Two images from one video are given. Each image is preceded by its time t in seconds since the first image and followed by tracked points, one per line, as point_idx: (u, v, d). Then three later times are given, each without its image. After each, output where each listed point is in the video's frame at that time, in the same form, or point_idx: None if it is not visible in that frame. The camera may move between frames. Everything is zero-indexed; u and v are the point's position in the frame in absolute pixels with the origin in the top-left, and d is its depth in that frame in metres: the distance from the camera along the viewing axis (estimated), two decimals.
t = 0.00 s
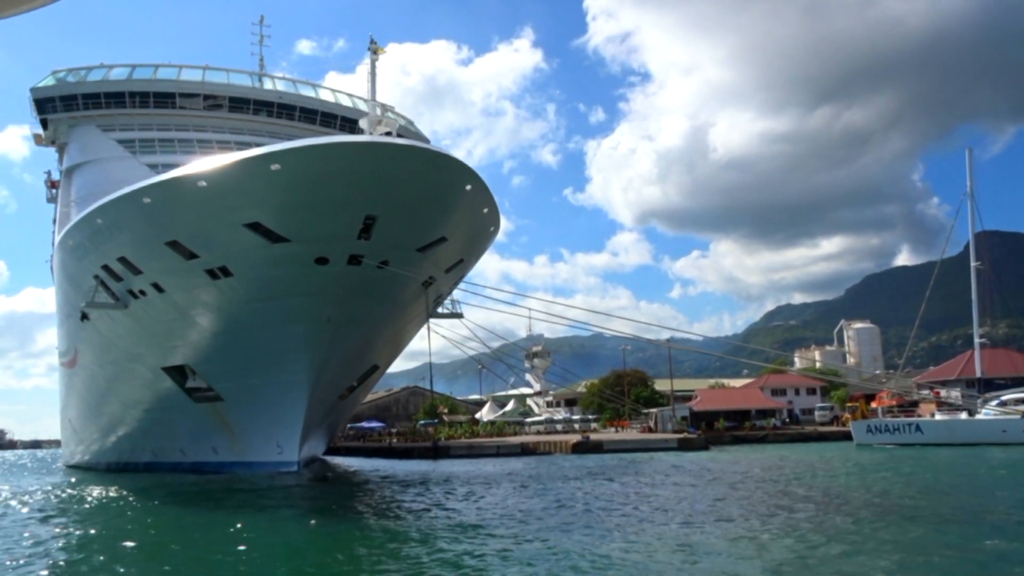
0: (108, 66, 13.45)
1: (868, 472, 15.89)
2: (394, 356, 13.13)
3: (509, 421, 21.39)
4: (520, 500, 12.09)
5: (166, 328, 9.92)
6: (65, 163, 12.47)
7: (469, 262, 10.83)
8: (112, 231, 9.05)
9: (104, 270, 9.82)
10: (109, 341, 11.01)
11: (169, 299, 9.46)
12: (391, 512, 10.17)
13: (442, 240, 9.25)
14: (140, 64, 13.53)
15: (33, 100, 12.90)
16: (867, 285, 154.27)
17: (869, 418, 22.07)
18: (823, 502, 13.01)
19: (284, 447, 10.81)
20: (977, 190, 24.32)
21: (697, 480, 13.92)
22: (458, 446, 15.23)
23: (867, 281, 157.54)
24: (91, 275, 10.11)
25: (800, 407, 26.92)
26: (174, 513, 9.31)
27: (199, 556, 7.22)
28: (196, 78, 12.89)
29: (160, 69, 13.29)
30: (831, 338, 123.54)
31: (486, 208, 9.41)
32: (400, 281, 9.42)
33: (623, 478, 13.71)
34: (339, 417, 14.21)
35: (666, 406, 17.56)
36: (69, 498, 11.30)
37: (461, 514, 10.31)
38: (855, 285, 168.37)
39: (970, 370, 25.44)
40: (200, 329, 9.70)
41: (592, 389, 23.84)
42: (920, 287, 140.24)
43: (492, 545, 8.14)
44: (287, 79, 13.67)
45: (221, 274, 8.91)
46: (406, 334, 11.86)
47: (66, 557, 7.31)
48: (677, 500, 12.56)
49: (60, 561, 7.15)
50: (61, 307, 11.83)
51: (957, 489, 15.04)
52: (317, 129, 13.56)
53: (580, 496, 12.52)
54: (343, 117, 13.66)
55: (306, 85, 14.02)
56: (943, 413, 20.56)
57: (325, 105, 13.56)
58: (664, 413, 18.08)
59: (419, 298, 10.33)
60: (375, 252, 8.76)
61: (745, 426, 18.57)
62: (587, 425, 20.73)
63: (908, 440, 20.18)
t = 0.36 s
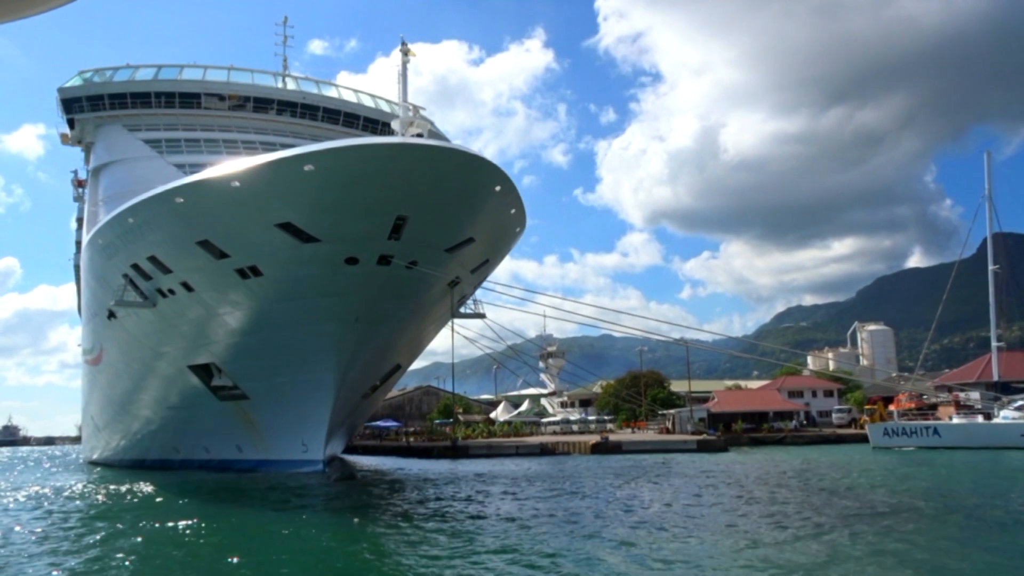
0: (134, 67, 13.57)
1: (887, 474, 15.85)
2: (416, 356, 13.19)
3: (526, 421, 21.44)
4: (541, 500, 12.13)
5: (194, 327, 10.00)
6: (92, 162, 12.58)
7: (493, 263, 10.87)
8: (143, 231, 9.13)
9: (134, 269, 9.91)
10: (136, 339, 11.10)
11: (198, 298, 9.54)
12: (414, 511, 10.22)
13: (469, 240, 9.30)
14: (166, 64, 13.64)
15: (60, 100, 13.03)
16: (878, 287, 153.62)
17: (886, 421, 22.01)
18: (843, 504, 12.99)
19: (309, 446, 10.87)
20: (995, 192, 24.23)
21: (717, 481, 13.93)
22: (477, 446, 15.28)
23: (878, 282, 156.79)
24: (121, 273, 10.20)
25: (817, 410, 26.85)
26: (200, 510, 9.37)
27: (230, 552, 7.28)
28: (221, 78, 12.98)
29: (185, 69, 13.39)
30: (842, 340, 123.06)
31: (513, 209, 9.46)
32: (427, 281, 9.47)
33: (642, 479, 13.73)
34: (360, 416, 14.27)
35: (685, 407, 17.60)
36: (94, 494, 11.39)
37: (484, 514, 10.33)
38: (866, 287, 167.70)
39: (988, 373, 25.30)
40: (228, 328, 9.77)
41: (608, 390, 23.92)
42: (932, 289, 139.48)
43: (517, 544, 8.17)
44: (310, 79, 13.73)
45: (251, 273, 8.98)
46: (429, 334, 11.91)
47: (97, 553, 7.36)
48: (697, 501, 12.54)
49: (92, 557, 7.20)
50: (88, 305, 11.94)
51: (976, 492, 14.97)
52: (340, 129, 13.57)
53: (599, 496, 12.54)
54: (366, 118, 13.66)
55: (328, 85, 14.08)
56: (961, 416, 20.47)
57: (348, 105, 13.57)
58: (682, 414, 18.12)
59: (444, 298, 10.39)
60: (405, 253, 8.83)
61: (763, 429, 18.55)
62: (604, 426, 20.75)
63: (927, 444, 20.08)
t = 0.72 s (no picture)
0: (157, 69, 13.67)
1: (905, 476, 15.79)
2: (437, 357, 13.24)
3: (542, 423, 21.49)
4: (561, 500, 12.14)
5: (220, 329, 10.07)
6: (116, 165, 12.69)
7: (517, 265, 10.91)
8: (172, 233, 9.22)
9: (161, 271, 10.00)
10: (160, 340, 11.18)
11: (225, 299, 9.60)
12: (436, 510, 10.24)
13: (496, 243, 9.35)
14: (188, 67, 13.73)
15: (84, 102, 13.15)
16: (888, 289, 153.04)
17: (902, 424, 21.95)
18: (863, 505, 12.94)
19: (333, 447, 10.93)
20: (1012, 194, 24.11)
21: (735, 483, 13.92)
22: (496, 448, 15.31)
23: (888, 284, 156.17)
24: (147, 275, 10.29)
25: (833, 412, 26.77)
26: (223, 509, 9.41)
27: (258, 550, 7.33)
28: (243, 81, 13.07)
29: (208, 72, 13.49)
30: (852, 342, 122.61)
31: (538, 212, 9.50)
32: (453, 283, 9.52)
33: (661, 480, 13.73)
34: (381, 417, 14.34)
35: (702, 409, 17.61)
36: (117, 493, 11.46)
37: (507, 514, 10.35)
38: (876, 289, 167.03)
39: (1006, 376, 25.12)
40: (252, 329, 9.82)
41: (623, 392, 23.95)
42: (943, 291, 138.81)
43: (543, 543, 8.18)
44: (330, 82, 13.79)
45: (279, 275, 9.04)
46: (451, 336, 11.96)
47: (125, 551, 7.41)
48: (717, 503, 12.52)
49: (119, 555, 7.25)
50: (113, 305, 12.05)
51: (997, 494, 14.89)
52: (360, 132, 13.53)
53: (618, 498, 12.56)
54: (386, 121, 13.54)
55: (350, 89, 14.08)
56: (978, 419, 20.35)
57: (368, 107, 13.50)
58: (699, 417, 18.12)
59: (468, 300, 10.44)
60: (432, 255, 8.88)
61: (781, 431, 18.54)
62: (620, 428, 20.75)
63: (944, 447, 20.01)
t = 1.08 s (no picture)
0: (176, 73, 13.74)
1: (921, 481, 15.75)
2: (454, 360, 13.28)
3: (554, 426, 21.51)
4: (578, 503, 12.16)
5: (242, 331, 10.10)
6: (136, 167, 12.75)
7: (538, 268, 10.95)
8: (197, 236, 9.27)
9: (184, 273, 10.05)
10: (182, 342, 11.23)
11: (248, 302, 9.64)
12: (455, 513, 10.27)
13: (519, 247, 9.40)
14: (206, 70, 13.78)
15: (104, 105, 13.22)
16: (894, 293, 152.69)
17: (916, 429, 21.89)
18: (881, 511, 12.91)
19: (353, 449, 10.98)
20: None
21: (751, 487, 13.91)
22: (510, 451, 15.33)
23: (894, 288, 155.80)
24: (170, 277, 10.34)
25: (845, 417, 26.73)
26: (244, 510, 9.44)
27: (284, 550, 7.36)
28: (261, 84, 13.12)
29: (226, 75, 13.55)
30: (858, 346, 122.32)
31: (561, 216, 9.54)
32: (477, 286, 9.57)
33: (676, 485, 13.74)
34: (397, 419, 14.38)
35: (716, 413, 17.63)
36: (137, 493, 11.51)
37: (527, 516, 10.37)
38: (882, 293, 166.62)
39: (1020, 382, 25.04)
40: (275, 331, 9.87)
41: (634, 394, 23.98)
42: (949, 295, 138.43)
43: (566, 545, 8.20)
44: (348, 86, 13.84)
45: (303, 278, 9.08)
46: (470, 339, 12.00)
47: (151, 550, 7.44)
48: (733, 507, 12.52)
49: (146, 553, 7.29)
50: (133, 307, 12.11)
51: (1013, 499, 14.84)
52: (377, 135, 13.55)
53: (634, 501, 12.57)
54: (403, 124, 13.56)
55: (367, 92, 14.10)
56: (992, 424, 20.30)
57: (385, 110, 13.52)
58: (713, 421, 18.14)
59: (489, 304, 10.49)
60: (457, 259, 8.93)
61: (795, 435, 18.55)
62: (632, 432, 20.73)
63: (958, 452, 19.95)
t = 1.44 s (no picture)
0: (191, 76, 13.80)
1: (931, 487, 15.76)
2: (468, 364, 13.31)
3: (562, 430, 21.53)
4: (592, 506, 12.18)
5: (259, 334, 10.14)
6: (152, 170, 12.80)
7: (554, 272, 10.99)
8: (217, 239, 9.30)
9: (202, 276, 10.09)
10: (198, 345, 11.26)
11: (267, 305, 9.67)
12: (471, 515, 10.29)
13: (538, 251, 9.43)
14: (221, 74, 13.84)
15: (120, 108, 13.27)
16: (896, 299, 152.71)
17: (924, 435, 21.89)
18: (892, 515, 12.93)
19: (369, 453, 11.01)
20: None
21: (763, 492, 13.94)
22: (522, 455, 15.37)
23: (896, 293, 155.84)
24: (188, 280, 10.38)
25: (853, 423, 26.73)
26: (261, 511, 9.47)
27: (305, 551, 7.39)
28: (276, 88, 13.18)
29: (241, 79, 13.61)
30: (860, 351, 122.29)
31: (580, 221, 9.58)
32: (496, 291, 9.61)
33: (688, 489, 13.76)
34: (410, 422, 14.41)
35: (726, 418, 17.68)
36: (152, 495, 11.51)
37: (543, 519, 10.39)
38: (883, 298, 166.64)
39: None
40: (293, 335, 9.90)
41: (643, 399, 24.03)
42: (951, 301, 138.42)
43: (585, 548, 8.23)
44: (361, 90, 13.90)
45: (323, 282, 9.11)
46: (485, 343, 12.03)
47: (173, 551, 7.47)
48: (746, 511, 12.54)
49: (168, 554, 7.32)
50: (148, 309, 12.14)
51: None
52: (391, 139, 13.60)
53: (647, 505, 12.59)
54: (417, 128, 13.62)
55: (380, 96, 14.15)
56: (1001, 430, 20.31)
57: (399, 115, 13.58)
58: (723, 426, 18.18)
59: (507, 308, 10.52)
60: (477, 263, 8.96)
61: (804, 440, 18.58)
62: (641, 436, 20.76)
63: (967, 458, 19.95)
